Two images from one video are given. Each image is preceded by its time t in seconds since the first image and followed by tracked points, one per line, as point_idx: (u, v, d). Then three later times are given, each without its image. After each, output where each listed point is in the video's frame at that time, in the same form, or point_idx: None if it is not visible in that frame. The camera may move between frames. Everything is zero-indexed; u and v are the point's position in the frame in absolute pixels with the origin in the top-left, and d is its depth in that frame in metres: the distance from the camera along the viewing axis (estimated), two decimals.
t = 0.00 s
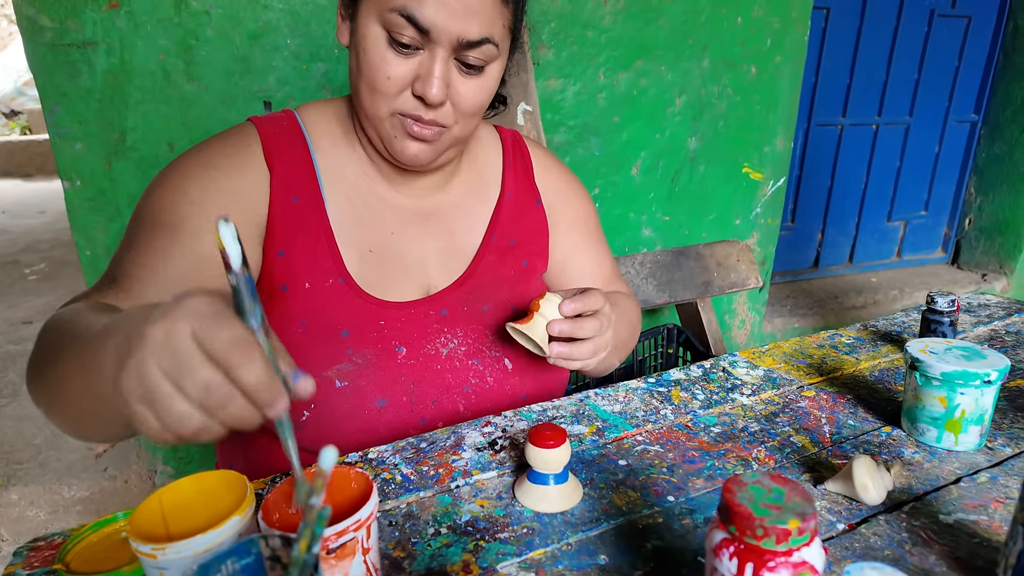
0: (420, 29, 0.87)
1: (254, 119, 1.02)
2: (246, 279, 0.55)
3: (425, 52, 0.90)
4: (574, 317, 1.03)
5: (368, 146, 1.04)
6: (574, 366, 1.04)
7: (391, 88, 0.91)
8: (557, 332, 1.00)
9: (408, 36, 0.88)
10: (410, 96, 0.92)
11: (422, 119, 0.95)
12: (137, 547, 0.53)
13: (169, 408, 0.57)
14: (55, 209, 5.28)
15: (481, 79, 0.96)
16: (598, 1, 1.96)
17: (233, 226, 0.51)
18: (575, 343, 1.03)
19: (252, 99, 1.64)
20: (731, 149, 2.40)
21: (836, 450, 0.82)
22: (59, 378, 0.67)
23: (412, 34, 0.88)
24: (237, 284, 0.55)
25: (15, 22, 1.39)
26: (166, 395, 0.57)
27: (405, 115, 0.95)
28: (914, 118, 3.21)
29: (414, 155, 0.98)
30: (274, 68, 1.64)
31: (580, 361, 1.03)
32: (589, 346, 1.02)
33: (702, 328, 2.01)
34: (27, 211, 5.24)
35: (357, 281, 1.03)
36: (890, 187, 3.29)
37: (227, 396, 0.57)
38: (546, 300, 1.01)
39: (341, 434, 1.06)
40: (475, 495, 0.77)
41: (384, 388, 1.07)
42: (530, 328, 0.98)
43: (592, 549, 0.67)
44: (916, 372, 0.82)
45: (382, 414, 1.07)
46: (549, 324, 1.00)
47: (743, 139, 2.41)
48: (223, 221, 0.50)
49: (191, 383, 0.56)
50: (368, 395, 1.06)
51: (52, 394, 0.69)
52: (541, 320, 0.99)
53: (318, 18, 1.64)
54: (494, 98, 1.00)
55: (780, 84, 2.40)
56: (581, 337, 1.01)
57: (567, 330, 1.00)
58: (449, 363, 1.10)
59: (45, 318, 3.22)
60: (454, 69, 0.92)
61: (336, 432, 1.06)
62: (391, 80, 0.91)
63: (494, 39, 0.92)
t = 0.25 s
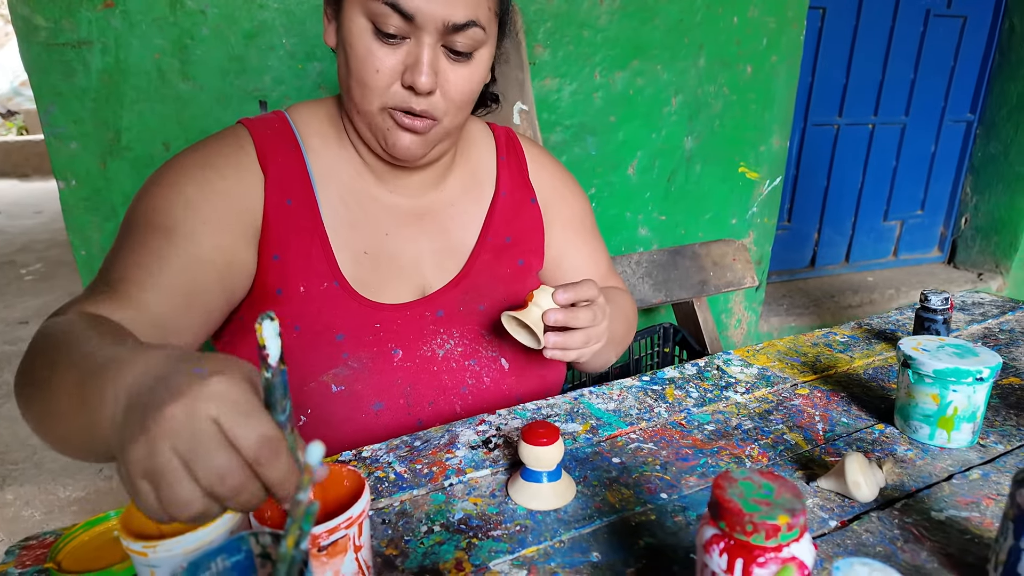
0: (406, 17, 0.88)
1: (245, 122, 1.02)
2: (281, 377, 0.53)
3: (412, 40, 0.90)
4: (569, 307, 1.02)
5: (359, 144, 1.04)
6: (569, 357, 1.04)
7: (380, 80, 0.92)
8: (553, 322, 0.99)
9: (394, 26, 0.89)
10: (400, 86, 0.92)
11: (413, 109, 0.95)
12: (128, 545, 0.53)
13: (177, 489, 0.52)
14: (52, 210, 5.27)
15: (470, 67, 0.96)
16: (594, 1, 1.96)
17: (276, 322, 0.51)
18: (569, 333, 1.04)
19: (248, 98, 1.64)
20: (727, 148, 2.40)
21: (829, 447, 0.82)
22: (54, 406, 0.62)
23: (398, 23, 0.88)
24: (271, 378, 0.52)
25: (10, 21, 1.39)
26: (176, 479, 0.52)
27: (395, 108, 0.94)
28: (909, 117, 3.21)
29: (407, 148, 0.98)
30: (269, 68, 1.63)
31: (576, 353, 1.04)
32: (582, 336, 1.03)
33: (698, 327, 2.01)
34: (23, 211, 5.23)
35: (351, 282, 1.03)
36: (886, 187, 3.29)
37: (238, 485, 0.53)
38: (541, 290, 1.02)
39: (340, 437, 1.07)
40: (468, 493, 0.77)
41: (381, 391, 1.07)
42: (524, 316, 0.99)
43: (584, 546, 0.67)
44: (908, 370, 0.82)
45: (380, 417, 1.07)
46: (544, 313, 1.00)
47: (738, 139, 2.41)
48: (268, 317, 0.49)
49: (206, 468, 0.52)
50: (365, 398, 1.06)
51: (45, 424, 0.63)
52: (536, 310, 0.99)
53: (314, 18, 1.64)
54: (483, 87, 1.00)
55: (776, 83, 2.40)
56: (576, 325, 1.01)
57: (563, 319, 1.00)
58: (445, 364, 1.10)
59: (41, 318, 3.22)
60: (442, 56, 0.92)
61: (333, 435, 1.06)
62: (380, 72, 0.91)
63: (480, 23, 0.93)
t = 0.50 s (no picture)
0: (396, 13, 0.88)
1: (241, 124, 1.02)
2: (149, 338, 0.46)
3: (403, 38, 0.90)
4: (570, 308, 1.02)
5: (356, 145, 1.04)
6: (571, 360, 1.03)
7: (373, 79, 0.92)
8: (554, 322, 0.99)
9: (385, 24, 0.89)
10: (394, 85, 0.92)
11: (408, 107, 0.95)
12: (124, 547, 0.53)
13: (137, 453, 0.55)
14: (49, 210, 5.26)
15: (464, 63, 0.96)
16: (591, 1, 1.96)
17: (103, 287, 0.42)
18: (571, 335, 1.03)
19: (245, 99, 1.63)
20: (725, 149, 2.40)
21: (826, 448, 0.82)
22: (41, 407, 0.62)
23: (389, 21, 0.89)
24: (135, 343, 0.46)
25: (7, 21, 1.39)
26: (132, 438, 0.54)
27: (390, 107, 0.94)
28: (906, 117, 3.22)
29: (405, 147, 0.98)
30: (267, 68, 1.63)
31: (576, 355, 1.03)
32: (583, 337, 1.03)
33: (696, 327, 2.01)
34: (21, 211, 5.22)
35: (348, 284, 1.03)
36: (883, 187, 3.30)
37: (176, 455, 0.55)
38: (541, 291, 1.02)
39: (337, 440, 1.07)
40: (466, 494, 0.77)
41: (379, 395, 1.07)
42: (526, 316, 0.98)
43: (582, 547, 0.67)
44: (905, 371, 0.82)
45: (377, 420, 1.07)
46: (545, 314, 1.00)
47: (736, 139, 2.42)
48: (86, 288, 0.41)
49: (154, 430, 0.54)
50: (362, 402, 1.06)
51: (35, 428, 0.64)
52: (537, 310, 0.99)
53: (311, 18, 1.64)
54: (478, 84, 1.00)
55: (773, 83, 2.40)
56: (578, 326, 1.01)
57: (565, 319, 1.00)
58: (443, 368, 1.10)
59: (38, 319, 3.21)
60: (435, 53, 0.93)
61: (331, 439, 1.06)
62: (373, 71, 0.91)
63: (471, 18, 0.93)
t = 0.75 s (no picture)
0: (396, 15, 0.88)
1: (238, 124, 1.02)
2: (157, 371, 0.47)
3: (404, 40, 0.90)
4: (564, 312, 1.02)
5: (354, 146, 1.04)
6: (566, 365, 1.03)
7: (374, 82, 0.91)
8: (548, 327, 0.99)
9: (385, 26, 0.89)
10: (394, 88, 0.92)
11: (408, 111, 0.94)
12: (122, 549, 0.53)
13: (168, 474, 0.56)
14: (47, 211, 5.24)
15: (464, 65, 0.96)
16: (590, 1, 1.96)
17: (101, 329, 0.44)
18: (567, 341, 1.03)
19: (243, 99, 1.63)
20: (723, 149, 2.40)
21: (825, 448, 0.82)
22: (48, 416, 0.63)
23: (389, 23, 0.88)
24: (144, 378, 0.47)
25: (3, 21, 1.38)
26: (162, 463, 0.56)
27: (391, 110, 0.94)
28: (904, 117, 3.22)
29: (405, 149, 0.97)
30: (265, 68, 1.63)
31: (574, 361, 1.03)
32: (580, 343, 1.02)
33: (695, 327, 2.01)
34: (18, 212, 5.19)
35: (346, 285, 1.03)
36: (882, 187, 3.30)
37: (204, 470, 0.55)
38: (534, 296, 1.02)
39: (333, 441, 1.07)
40: (465, 495, 0.76)
41: (375, 396, 1.07)
42: (519, 321, 0.98)
43: (581, 548, 0.67)
44: (904, 371, 0.82)
45: (374, 422, 1.07)
46: (539, 318, 1.00)
47: (735, 139, 2.42)
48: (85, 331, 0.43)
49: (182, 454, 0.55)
50: (358, 403, 1.06)
51: (45, 433, 0.64)
52: (531, 315, 0.99)
53: (309, 18, 1.63)
54: (477, 85, 1.00)
55: (771, 83, 2.40)
56: (572, 330, 1.01)
57: (558, 324, 0.99)
58: (440, 369, 1.10)
59: (36, 319, 3.20)
60: (434, 55, 0.92)
61: (328, 440, 1.06)
62: (373, 74, 0.91)
63: (471, 19, 0.93)
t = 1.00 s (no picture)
0: (397, 16, 0.87)
1: (235, 123, 1.02)
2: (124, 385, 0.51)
3: (404, 41, 0.90)
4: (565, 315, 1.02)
5: (352, 146, 1.04)
6: (565, 367, 1.03)
7: (370, 80, 0.91)
8: (550, 330, 0.99)
9: (386, 26, 0.88)
10: (391, 88, 0.92)
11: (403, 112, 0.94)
12: (119, 550, 0.53)
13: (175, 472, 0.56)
14: (45, 211, 5.23)
15: (463, 70, 0.96)
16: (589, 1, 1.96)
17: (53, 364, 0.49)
18: (564, 343, 1.03)
19: (242, 99, 1.63)
20: (722, 149, 2.40)
21: (824, 448, 0.82)
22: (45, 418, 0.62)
23: (390, 23, 0.88)
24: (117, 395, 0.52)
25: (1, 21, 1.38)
26: (163, 464, 0.56)
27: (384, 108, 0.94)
28: (903, 117, 3.22)
29: (396, 149, 0.97)
30: (263, 68, 1.63)
31: (571, 363, 1.03)
32: (578, 346, 1.02)
33: (694, 327, 2.02)
34: (17, 212, 5.18)
35: (343, 284, 1.03)
36: (880, 187, 3.31)
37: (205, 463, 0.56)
38: (538, 297, 1.01)
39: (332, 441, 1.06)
40: (463, 495, 0.76)
41: (373, 395, 1.07)
42: (522, 323, 0.97)
43: (580, 548, 0.67)
44: (902, 370, 0.82)
45: (372, 420, 1.07)
46: (540, 320, 0.99)
47: (733, 139, 2.42)
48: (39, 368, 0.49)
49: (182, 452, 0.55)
50: (357, 402, 1.06)
51: (43, 435, 0.63)
52: (533, 317, 0.99)
53: (308, 18, 1.63)
54: (475, 89, 0.99)
55: (770, 83, 2.40)
56: (573, 333, 1.01)
57: (560, 327, 0.99)
58: (438, 367, 1.10)
59: (34, 320, 3.19)
60: (434, 57, 0.92)
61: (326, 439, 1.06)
62: (370, 73, 0.91)
63: (473, 24, 0.92)
